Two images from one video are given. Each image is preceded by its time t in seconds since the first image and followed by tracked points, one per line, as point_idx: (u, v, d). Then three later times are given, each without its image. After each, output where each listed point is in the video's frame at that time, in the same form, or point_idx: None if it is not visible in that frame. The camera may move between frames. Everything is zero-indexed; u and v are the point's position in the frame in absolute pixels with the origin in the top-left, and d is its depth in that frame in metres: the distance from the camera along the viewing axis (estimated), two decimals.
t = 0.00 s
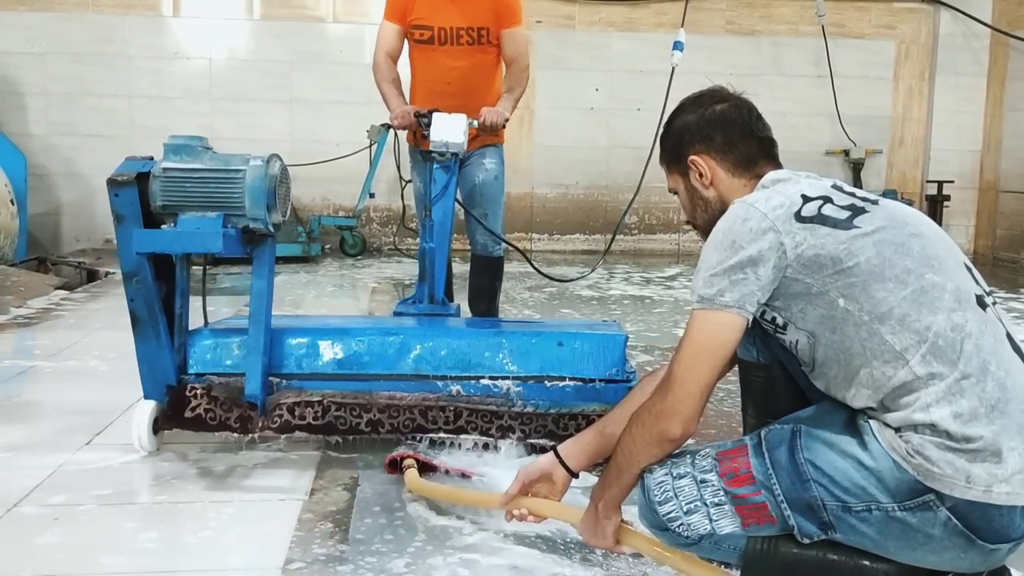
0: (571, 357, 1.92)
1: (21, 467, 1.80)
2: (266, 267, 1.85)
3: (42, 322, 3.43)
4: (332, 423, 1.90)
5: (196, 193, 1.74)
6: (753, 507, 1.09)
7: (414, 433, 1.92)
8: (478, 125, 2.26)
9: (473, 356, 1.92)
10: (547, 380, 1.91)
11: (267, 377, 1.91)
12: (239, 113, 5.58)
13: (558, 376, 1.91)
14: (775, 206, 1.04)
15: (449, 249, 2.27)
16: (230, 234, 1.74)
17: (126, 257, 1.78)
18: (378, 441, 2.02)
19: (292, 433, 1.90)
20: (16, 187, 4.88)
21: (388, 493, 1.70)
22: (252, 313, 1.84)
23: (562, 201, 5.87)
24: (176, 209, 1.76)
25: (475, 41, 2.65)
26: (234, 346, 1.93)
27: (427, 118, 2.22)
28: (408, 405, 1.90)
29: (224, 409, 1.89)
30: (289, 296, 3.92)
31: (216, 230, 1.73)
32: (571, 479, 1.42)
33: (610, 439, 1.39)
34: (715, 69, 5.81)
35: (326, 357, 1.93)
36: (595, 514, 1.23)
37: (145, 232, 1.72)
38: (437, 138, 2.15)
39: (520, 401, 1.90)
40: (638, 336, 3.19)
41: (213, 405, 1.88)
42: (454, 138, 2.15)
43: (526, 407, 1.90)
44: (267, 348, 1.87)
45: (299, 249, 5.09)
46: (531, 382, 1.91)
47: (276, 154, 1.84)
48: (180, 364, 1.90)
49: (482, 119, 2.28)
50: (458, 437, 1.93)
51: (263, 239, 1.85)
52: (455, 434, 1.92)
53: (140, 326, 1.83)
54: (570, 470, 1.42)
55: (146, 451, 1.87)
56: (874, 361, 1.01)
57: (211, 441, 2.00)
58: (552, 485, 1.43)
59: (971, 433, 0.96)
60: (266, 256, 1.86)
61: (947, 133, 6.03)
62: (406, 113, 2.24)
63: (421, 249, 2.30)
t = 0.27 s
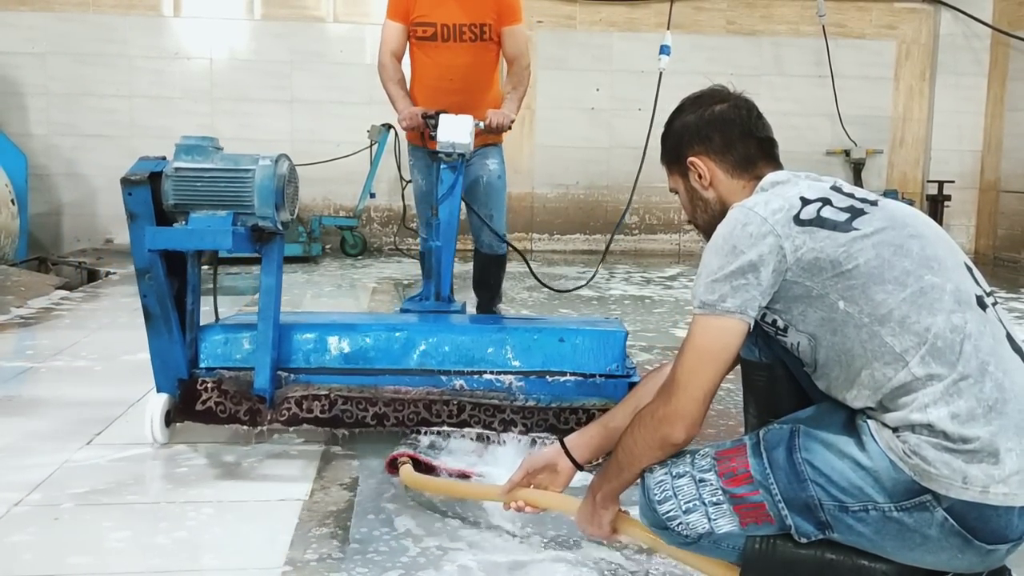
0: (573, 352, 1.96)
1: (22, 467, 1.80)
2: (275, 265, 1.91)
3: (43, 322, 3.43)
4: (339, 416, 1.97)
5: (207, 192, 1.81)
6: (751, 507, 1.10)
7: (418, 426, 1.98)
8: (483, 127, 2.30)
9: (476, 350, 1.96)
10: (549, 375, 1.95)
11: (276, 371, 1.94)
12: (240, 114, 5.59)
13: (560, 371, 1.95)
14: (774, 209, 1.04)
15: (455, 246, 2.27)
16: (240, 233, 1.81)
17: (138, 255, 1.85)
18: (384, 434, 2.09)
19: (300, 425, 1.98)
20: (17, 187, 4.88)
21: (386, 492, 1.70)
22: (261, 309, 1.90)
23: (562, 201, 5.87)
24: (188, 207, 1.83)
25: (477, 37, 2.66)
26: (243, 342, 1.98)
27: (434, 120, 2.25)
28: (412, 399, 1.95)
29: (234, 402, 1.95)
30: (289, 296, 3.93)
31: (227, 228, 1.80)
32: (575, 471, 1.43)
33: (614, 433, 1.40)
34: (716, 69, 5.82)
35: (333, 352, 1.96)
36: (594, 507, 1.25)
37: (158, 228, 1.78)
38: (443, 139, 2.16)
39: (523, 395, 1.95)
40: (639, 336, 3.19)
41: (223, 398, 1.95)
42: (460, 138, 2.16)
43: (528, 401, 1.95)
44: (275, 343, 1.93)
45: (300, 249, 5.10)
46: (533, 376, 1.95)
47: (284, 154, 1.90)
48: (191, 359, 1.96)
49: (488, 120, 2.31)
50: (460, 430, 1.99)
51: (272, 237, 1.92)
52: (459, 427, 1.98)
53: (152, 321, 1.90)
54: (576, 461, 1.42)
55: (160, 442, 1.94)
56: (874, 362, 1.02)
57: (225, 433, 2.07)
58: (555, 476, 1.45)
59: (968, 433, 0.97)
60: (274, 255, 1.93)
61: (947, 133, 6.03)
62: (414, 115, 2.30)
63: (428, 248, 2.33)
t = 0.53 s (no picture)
0: (575, 350, 1.97)
1: (20, 467, 1.80)
2: (281, 262, 1.92)
3: (43, 322, 3.43)
4: (343, 412, 1.96)
5: (213, 190, 1.81)
6: (753, 506, 1.10)
7: (422, 422, 1.97)
8: (493, 126, 2.30)
9: (479, 347, 1.98)
10: (551, 372, 1.97)
11: (282, 367, 1.99)
12: (240, 113, 5.59)
13: (561, 368, 1.97)
14: (779, 206, 1.04)
15: (462, 246, 2.30)
16: (245, 231, 1.80)
17: (147, 252, 1.87)
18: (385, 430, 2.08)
19: (305, 421, 1.96)
20: (17, 187, 4.88)
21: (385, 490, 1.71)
22: (268, 305, 1.91)
23: (563, 201, 5.87)
24: (195, 206, 1.83)
25: (486, 37, 2.66)
26: (251, 337, 2.01)
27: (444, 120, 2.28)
28: (416, 395, 1.97)
29: (241, 397, 1.95)
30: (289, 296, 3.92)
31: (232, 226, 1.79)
32: (570, 470, 1.44)
33: (612, 432, 1.41)
34: (716, 68, 5.81)
35: (338, 349, 2.00)
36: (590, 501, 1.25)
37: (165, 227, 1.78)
38: (453, 139, 2.21)
39: (524, 392, 1.98)
40: (639, 335, 3.19)
41: (231, 393, 1.95)
42: (468, 138, 2.20)
43: (529, 398, 1.97)
44: (281, 339, 1.95)
45: (300, 248, 5.09)
46: (535, 373, 1.98)
47: (290, 154, 1.90)
48: (198, 355, 1.98)
49: (497, 120, 2.32)
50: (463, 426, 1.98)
51: (278, 235, 1.92)
52: (461, 423, 1.97)
53: (162, 317, 1.92)
54: (572, 459, 1.44)
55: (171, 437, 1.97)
56: (877, 360, 1.02)
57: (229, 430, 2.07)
58: (551, 474, 1.45)
59: (972, 432, 0.96)
60: (280, 253, 1.93)
61: (948, 133, 6.02)
62: (424, 115, 2.31)
63: (437, 247, 2.33)
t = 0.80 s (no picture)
0: (578, 348, 1.98)
1: (22, 467, 1.80)
2: (285, 261, 1.92)
3: (44, 322, 3.44)
4: (347, 409, 1.97)
5: (219, 190, 1.83)
6: (755, 503, 1.10)
7: (424, 419, 1.99)
8: (497, 126, 2.32)
9: (482, 345, 1.99)
10: (552, 370, 1.98)
11: (286, 365, 1.99)
12: (240, 113, 5.59)
13: (562, 366, 1.98)
14: (782, 204, 1.05)
15: (466, 245, 2.32)
16: (250, 229, 1.81)
17: (154, 250, 1.87)
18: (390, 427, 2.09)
19: (310, 418, 1.96)
20: (17, 187, 4.88)
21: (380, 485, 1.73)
22: (272, 303, 1.92)
23: (563, 201, 5.88)
24: (201, 206, 1.84)
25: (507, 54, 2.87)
26: (257, 335, 2.03)
27: (449, 121, 2.31)
28: (418, 392, 1.97)
29: (246, 394, 1.95)
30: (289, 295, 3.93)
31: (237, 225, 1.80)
32: (564, 474, 1.40)
33: (608, 435, 1.37)
34: (716, 68, 5.82)
35: (343, 346, 2.01)
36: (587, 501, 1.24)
37: (171, 225, 1.79)
38: (458, 139, 2.23)
39: (525, 390, 1.98)
40: (639, 335, 3.20)
41: (236, 390, 1.96)
42: (472, 138, 2.23)
43: (530, 395, 1.97)
44: (286, 337, 1.96)
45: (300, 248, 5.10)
46: (536, 371, 1.98)
47: (295, 153, 1.91)
48: (205, 352, 2.00)
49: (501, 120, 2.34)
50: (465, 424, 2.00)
51: (282, 234, 1.93)
52: (462, 420, 1.99)
53: (168, 315, 1.93)
54: (565, 463, 1.39)
55: (176, 434, 1.99)
56: (879, 357, 1.02)
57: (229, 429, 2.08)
58: (546, 478, 1.42)
59: (974, 428, 0.97)
60: (284, 252, 1.94)
61: (948, 133, 6.03)
62: (429, 115, 2.34)
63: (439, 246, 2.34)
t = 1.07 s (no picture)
0: (578, 346, 1.99)
1: (22, 467, 1.81)
2: (289, 261, 1.93)
3: (45, 321, 3.44)
4: (350, 406, 1.98)
5: (224, 190, 1.83)
6: (753, 503, 1.11)
7: (427, 417, 2.00)
8: (499, 126, 2.32)
9: (483, 343, 2.00)
10: (553, 367, 1.99)
11: (290, 363, 2.00)
12: (240, 113, 5.60)
13: (563, 364, 1.99)
14: (780, 203, 1.05)
15: (469, 244, 2.34)
16: (254, 229, 1.82)
17: (159, 250, 1.87)
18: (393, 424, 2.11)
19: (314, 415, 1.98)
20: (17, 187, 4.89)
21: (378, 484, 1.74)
22: (277, 302, 1.92)
23: (563, 201, 5.88)
24: (207, 205, 1.85)
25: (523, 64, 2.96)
26: (261, 333, 2.03)
27: (451, 120, 2.31)
28: (421, 390, 1.98)
29: (251, 391, 1.97)
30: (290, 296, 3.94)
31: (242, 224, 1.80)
32: (555, 473, 1.40)
33: (601, 436, 1.37)
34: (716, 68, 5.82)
35: (345, 344, 2.01)
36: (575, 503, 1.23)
37: (177, 225, 1.80)
38: (460, 138, 2.24)
39: (527, 387, 1.99)
40: (639, 335, 3.20)
41: (240, 388, 1.97)
42: (475, 139, 2.23)
43: (531, 393, 1.99)
44: (290, 335, 1.97)
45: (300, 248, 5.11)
46: (537, 369, 1.99)
47: (299, 154, 1.92)
48: (209, 351, 2.00)
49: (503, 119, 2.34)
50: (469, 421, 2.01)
51: (287, 234, 1.93)
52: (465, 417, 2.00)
53: (174, 314, 1.94)
54: (556, 463, 1.40)
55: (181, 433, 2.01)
56: (877, 355, 1.03)
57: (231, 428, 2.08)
58: (537, 478, 1.43)
59: (972, 425, 0.97)
60: (288, 252, 1.94)
61: (948, 133, 6.03)
62: (431, 114, 2.34)
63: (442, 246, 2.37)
